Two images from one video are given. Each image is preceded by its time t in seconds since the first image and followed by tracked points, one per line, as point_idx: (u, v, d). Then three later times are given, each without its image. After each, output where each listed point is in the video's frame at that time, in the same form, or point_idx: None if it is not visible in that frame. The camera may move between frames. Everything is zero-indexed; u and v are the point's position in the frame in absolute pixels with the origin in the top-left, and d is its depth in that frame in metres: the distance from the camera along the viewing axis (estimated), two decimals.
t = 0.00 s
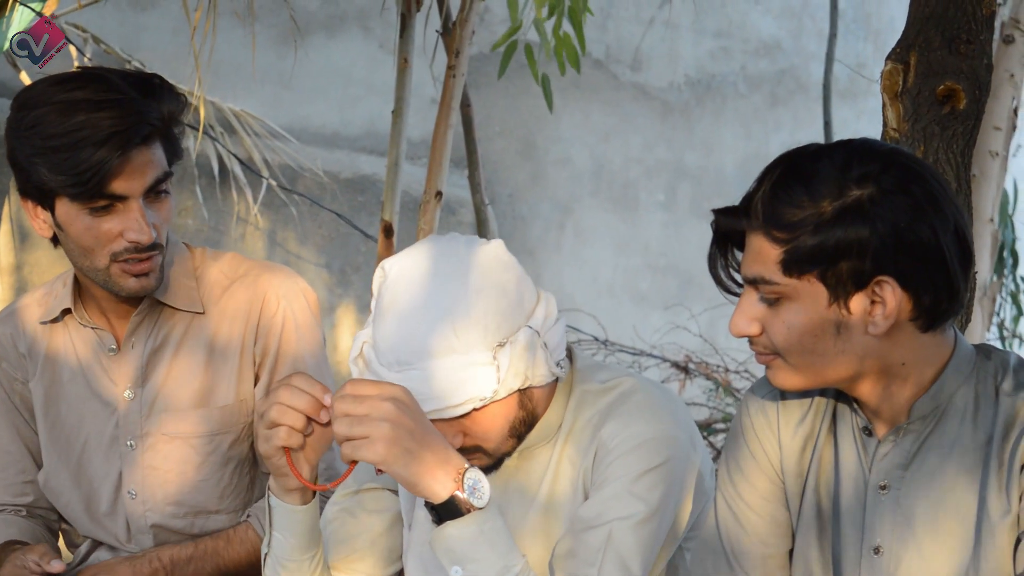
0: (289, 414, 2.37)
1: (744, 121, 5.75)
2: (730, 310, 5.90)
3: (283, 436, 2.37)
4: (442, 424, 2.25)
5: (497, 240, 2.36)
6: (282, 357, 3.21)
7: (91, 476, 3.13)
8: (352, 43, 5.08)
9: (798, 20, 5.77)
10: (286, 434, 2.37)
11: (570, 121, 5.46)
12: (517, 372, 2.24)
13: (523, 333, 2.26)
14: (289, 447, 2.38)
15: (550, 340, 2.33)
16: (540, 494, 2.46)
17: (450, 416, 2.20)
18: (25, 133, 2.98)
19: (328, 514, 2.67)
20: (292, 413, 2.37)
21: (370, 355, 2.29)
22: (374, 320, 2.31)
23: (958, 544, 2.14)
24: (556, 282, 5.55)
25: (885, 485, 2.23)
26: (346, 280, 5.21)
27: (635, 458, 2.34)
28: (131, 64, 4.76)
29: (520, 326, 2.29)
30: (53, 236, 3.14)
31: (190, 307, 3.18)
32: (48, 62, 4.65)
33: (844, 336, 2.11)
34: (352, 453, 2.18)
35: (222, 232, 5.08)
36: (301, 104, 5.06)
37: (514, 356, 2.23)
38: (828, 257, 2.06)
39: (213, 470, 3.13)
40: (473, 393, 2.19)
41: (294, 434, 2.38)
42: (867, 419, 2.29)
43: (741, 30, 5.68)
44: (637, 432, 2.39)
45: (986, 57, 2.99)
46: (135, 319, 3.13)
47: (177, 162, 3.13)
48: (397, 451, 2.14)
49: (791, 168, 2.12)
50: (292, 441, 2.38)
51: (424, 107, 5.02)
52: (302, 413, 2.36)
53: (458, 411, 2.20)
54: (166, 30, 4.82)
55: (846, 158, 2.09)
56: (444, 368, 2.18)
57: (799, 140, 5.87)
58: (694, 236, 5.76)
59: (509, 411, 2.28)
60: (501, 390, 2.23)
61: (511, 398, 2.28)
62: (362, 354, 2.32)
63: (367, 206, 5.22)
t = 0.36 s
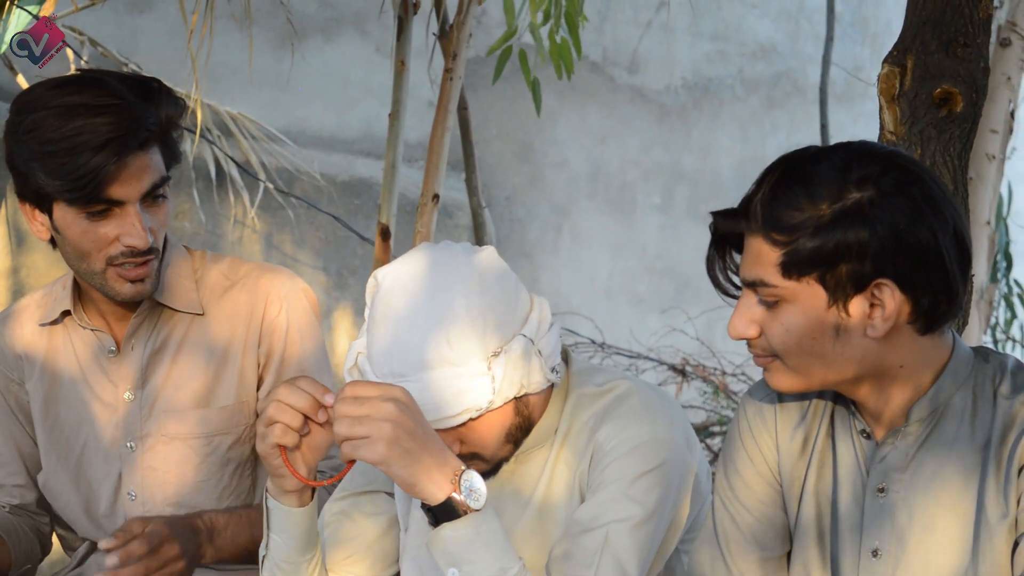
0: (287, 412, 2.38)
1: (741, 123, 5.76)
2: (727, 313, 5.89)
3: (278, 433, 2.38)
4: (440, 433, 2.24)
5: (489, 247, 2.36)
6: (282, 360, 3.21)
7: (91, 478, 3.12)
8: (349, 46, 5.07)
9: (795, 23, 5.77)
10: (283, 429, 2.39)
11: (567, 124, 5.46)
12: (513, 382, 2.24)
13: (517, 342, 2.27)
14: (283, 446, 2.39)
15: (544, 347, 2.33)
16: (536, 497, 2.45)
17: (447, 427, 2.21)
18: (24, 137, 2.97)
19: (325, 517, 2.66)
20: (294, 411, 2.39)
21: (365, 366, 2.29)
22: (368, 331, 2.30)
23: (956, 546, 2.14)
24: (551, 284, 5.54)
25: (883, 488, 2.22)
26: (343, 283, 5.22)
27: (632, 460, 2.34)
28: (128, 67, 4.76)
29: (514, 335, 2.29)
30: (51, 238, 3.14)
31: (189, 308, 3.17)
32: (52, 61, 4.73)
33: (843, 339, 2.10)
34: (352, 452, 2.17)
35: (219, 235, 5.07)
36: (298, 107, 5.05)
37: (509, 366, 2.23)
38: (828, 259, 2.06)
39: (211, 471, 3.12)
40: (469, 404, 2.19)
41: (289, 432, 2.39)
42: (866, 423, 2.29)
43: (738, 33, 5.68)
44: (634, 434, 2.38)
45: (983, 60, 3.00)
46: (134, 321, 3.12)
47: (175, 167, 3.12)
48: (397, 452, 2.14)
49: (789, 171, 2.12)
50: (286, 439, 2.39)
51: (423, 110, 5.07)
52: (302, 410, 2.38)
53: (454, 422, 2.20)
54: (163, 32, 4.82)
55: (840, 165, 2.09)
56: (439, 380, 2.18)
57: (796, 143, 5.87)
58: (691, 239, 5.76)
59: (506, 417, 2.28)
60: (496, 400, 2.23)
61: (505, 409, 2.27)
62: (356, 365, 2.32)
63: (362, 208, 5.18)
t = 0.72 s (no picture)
0: (286, 414, 2.38)
1: (741, 124, 5.76)
2: (726, 314, 5.89)
3: (277, 435, 2.38)
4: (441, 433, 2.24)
5: (490, 248, 2.33)
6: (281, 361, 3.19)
7: (90, 479, 3.12)
8: (349, 47, 5.08)
9: (795, 25, 5.77)
10: (282, 430, 2.38)
11: (566, 125, 5.46)
12: (514, 384, 2.23)
13: (518, 344, 2.25)
14: (282, 448, 2.39)
15: (545, 350, 2.31)
16: (536, 498, 2.45)
17: (448, 428, 2.21)
18: (23, 138, 2.97)
19: (325, 517, 2.66)
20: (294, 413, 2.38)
21: (366, 367, 2.29)
22: (369, 332, 2.31)
23: (956, 547, 2.13)
24: (552, 285, 5.55)
25: (883, 489, 2.22)
26: (343, 285, 5.22)
27: (632, 461, 2.34)
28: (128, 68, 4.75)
29: (516, 336, 2.28)
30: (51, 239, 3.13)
31: (190, 310, 3.17)
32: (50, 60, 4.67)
33: (845, 341, 2.10)
34: (353, 455, 2.16)
35: (218, 237, 5.08)
36: (298, 108, 5.06)
37: (510, 368, 2.22)
38: (829, 260, 2.06)
39: (211, 471, 3.12)
40: (470, 406, 2.19)
41: (289, 434, 2.38)
42: (865, 424, 2.28)
43: (738, 34, 5.68)
44: (634, 436, 2.38)
45: (982, 62, 2.99)
46: (134, 321, 3.13)
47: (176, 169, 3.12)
48: (398, 453, 2.13)
49: (790, 173, 2.12)
50: (285, 440, 2.38)
51: (422, 112, 5.05)
52: (302, 412, 2.38)
53: (455, 424, 2.21)
54: (163, 33, 4.83)
55: (840, 172, 2.08)
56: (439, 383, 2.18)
57: (796, 145, 5.86)
58: (691, 240, 5.76)
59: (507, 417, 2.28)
60: (498, 402, 2.23)
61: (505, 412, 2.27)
62: (358, 366, 2.33)
63: (363, 210, 5.19)
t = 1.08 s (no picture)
0: (285, 412, 2.37)
1: (743, 122, 5.75)
2: (729, 311, 5.89)
3: (276, 432, 2.37)
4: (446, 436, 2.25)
5: (488, 252, 2.35)
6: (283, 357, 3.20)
7: (96, 471, 3.14)
8: (351, 44, 5.10)
9: (797, 22, 5.76)
10: (281, 429, 2.37)
11: (569, 122, 5.46)
12: (514, 389, 2.24)
13: (518, 348, 2.26)
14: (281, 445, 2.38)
15: (546, 352, 2.32)
16: (539, 494, 2.46)
17: (451, 435, 2.22)
18: (36, 124, 2.98)
19: (327, 515, 2.67)
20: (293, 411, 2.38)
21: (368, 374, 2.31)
22: (370, 339, 2.32)
23: (958, 544, 2.15)
24: (554, 282, 5.55)
25: (886, 486, 2.23)
26: (345, 281, 5.23)
27: (636, 458, 2.34)
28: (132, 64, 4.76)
29: (516, 341, 2.28)
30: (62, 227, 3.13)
31: (197, 302, 3.17)
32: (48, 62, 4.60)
33: (847, 339, 2.10)
34: (356, 450, 2.17)
35: (221, 233, 5.08)
36: (300, 106, 5.06)
37: (510, 373, 2.23)
38: (832, 260, 2.06)
39: (214, 465, 3.13)
40: (472, 412, 2.20)
41: (287, 432, 2.38)
42: (868, 421, 2.29)
43: (740, 31, 5.67)
44: (637, 433, 2.39)
45: (985, 59, 3.00)
46: (142, 313, 3.14)
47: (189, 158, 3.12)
48: (402, 448, 2.13)
49: (789, 173, 2.12)
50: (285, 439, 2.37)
51: (425, 109, 5.07)
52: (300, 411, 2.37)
53: (457, 429, 2.22)
54: (166, 30, 4.85)
55: (836, 172, 2.08)
56: (439, 390, 2.20)
57: (798, 142, 5.87)
58: (693, 238, 5.77)
59: (506, 421, 2.28)
60: (499, 407, 2.23)
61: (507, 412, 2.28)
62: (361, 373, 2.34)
63: (366, 206, 5.24)
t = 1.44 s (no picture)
0: (289, 418, 2.36)
1: (746, 120, 5.75)
2: (731, 310, 5.88)
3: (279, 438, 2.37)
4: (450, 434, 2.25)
5: (493, 248, 2.36)
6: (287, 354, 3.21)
7: (97, 465, 3.14)
8: (353, 41, 5.11)
9: (800, 20, 5.76)
10: (284, 434, 2.36)
11: (572, 120, 5.46)
12: (523, 382, 2.24)
13: (526, 344, 2.26)
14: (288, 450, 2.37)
15: (553, 347, 2.32)
16: (539, 491, 2.46)
17: (459, 429, 2.22)
18: (52, 110, 2.98)
19: (326, 514, 2.67)
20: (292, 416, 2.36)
21: (375, 371, 2.30)
22: (376, 335, 2.31)
23: (960, 541, 2.14)
24: (557, 280, 5.55)
25: (890, 483, 2.23)
26: (348, 280, 5.22)
27: (638, 454, 2.34)
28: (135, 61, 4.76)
29: (523, 336, 2.29)
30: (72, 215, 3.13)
31: (201, 296, 3.17)
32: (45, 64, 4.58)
33: (870, 327, 2.08)
34: (356, 455, 2.16)
35: (223, 230, 5.08)
36: (303, 103, 5.07)
37: (519, 367, 2.23)
38: (855, 244, 2.05)
39: (217, 461, 3.13)
40: (481, 407, 2.19)
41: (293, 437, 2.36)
42: (872, 418, 2.28)
43: (743, 29, 5.67)
44: (640, 430, 2.39)
45: (988, 57, 2.99)
46: (147, 308, 3.13)
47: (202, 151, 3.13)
48: (401, 451, 2.14)
49: (798, 165, 2.12)
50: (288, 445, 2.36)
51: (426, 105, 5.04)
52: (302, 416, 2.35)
53: (468, 424, 2.21)
54: (169, 27, 4.86)
55: (847, 161, 2.08)
56: (448, 383, 2.19)
57: (800, 140, 5.87)
58: (695, 236, 5.77)
59: (510, 421, 2.28)
60: (508, 402, 2.23)
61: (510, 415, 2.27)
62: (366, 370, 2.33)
63: (368, 204, 5.22)
